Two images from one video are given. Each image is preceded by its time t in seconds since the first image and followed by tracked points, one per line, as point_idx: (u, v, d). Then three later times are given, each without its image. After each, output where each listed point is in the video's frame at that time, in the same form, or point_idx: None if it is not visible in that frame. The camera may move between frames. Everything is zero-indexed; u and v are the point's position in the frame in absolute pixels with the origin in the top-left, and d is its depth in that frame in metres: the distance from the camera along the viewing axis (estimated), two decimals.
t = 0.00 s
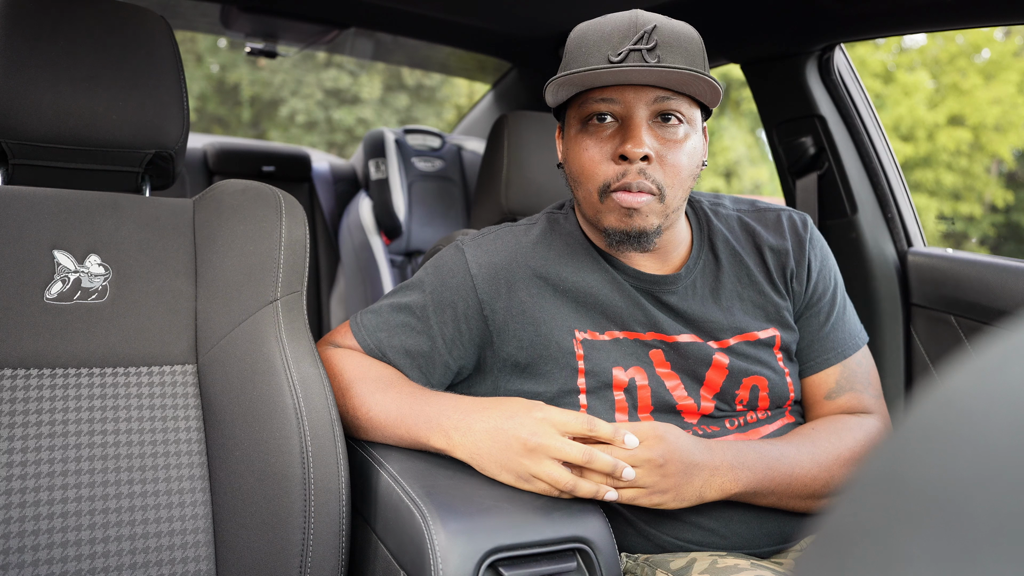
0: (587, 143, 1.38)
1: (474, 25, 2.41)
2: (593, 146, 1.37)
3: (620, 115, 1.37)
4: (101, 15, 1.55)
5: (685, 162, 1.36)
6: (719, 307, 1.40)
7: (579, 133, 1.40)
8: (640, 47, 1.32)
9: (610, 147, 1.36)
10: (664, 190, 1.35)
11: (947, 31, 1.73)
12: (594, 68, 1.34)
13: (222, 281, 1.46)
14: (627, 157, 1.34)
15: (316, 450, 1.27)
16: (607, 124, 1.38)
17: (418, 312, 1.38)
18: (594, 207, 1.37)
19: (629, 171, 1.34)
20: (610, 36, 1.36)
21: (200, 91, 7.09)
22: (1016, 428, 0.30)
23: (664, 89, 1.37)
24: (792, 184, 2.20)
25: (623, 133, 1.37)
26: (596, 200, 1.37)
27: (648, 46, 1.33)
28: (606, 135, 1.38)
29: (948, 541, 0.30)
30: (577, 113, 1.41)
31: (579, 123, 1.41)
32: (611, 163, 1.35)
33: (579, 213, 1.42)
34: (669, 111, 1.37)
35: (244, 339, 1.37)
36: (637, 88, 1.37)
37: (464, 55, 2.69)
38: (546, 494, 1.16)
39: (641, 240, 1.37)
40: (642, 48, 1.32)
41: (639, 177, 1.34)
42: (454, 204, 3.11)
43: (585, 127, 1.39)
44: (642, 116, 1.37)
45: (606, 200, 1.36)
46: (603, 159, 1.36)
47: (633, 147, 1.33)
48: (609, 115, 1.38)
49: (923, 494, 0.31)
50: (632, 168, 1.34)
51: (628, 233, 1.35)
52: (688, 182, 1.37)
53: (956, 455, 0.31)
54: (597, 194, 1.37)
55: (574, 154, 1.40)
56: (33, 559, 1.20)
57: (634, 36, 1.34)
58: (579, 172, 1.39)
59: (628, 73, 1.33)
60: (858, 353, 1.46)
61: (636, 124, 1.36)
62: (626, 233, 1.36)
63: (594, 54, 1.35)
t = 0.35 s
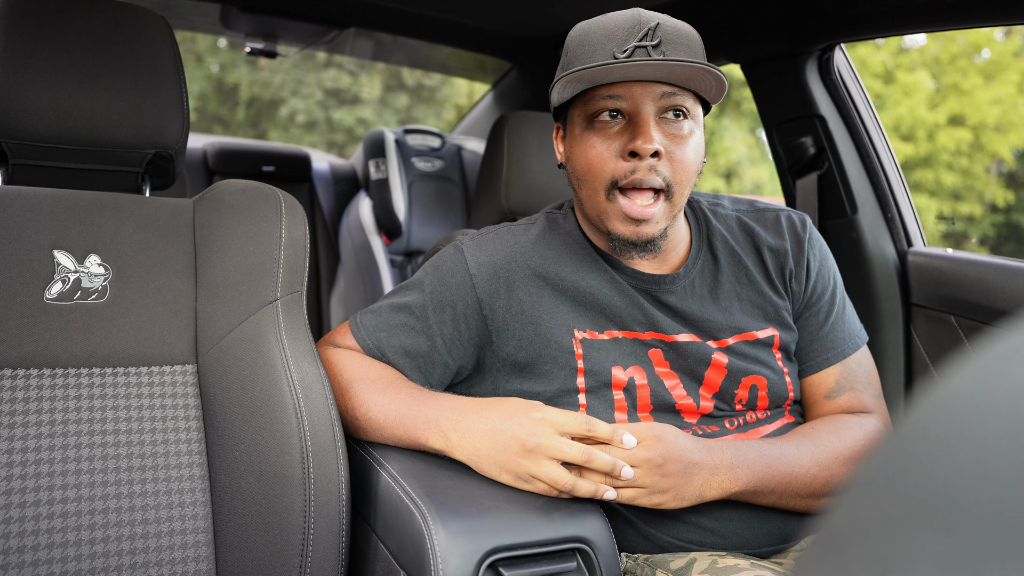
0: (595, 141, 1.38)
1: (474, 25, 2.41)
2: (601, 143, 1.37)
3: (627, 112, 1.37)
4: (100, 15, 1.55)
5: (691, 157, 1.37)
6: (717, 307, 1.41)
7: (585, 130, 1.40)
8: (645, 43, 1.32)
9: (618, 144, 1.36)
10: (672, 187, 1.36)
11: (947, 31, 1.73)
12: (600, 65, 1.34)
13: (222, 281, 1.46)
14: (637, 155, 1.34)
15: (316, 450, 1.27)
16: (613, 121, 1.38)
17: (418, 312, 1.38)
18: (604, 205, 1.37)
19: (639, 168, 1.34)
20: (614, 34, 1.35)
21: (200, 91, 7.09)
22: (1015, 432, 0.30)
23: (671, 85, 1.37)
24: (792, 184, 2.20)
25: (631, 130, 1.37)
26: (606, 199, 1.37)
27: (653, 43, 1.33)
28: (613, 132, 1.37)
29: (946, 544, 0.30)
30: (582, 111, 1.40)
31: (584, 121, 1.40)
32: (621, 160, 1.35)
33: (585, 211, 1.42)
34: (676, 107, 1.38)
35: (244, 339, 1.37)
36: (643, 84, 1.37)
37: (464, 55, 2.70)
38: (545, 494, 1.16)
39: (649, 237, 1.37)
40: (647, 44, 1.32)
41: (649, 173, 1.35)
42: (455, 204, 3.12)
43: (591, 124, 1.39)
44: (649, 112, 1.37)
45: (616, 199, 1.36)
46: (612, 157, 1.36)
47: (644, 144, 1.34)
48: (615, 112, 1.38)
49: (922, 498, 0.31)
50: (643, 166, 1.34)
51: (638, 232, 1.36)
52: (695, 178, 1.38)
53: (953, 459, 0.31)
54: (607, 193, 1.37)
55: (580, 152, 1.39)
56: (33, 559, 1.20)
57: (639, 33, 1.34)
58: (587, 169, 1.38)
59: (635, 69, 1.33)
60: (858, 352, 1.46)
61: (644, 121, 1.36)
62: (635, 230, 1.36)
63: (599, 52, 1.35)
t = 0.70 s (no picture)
0: (612, 138, 1.37)
1: (473, 25, 2.41)
2: (618, 140, 1.37)
3: (644, 109, 1.37)
4: (100, 15, 1.55)
5: (706, 155, 1.38)
6: (721, 305, 1.41)
7: (601, 127, 1.39)
8: (661, 41, 1.34)
9: (637, 140, 1.36)
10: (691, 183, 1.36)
11: (948, 31, 1.73)
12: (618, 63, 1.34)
13: (222, 282, 1.46)
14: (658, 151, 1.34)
15: (316, 450, 1.27)
16: (630, 118, 1.37)
17: (418, 314, 1.37)
18: (622, 202, 1.36)
19: (660, 164, 1.33)
20: (628, 33, 1.36)
21: (200, 90, 7.09)
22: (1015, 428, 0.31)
23: (686, 81, 1.39)
24: (792, 184, 2.20)
25: (649, 127, 1.36)
26: (626, 195, 1.36)
27: (667, 40, 1.35)
28: (631, 129, 1.37)
29: (949, 545, 0.30)
30: (597, 109, 1.39)
31: (600, 118, 1.39)
32: (640, 156, 1.34)
33: (599, 209, 1.40)
34: (690, 105, 1.39)
35: (244, 339, 1.37)
36: (659, 81, 1.37)
37: (464, 55, 2.69)
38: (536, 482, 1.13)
39: (668, 234, 1.37)
40: (663, 42, 1.34)
41: (670, 169, 1.34)
42: (455, 204, 3.12)
43: (607, 121, 1.38)
44: (664, 109, 1.37)
45: (636, 194, 1.35)
46: (632, 153, 1.35)
47: (664, 140, 1.33)
48: (631, 109, 1.37)
49: (923, 498, 0.31)
50: (664, 162, 1.33)
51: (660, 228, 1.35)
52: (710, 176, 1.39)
53: (958, 457, 0.31)
54: (627, 189, 1.36)
55: (597, 150, 1.39)
56: (33, 559, 1.20)
57: (654, 32, 1.35)
58: (605, 166, 1.38)
59: (653, 66, 1.34)
60: (861, 352, 1.46)
61: (662, 118, 1.36)
62: (655, 226, 1.35)
63: (615, 50, 1.35)
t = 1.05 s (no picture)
0: (614, 138, 1.39)
1: (474, 25, 2.41)
2: (622, 140, 1.38)
3: (646, 109, 1.38)
4: (100, 16, 1.55)
5: (706, 154, 1.40)
6: (722, 305, 1.41)
7: (603, 127, 1.40)
8: (662, 40, 1.34)
9: (640, 139, 1.37)
10: (693, 182, 1.38)
11: (948, 31, 1.73)
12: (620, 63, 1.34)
13: (222, 282, 1.46)
14: (660, 151, 1.36)
15: (316, 450, 1.27)
16: (632, 118, 1.38)
17: (418, 315, 1.37)
18: (626, 201, 1.37)
19: (663, 164, 1.35)
20: (628, 32, 1.35)
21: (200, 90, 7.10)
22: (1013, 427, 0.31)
23: (686, 80, 1.40)
24: (792, 184, 2.20)
25: (651, 126, 1.38)
26: (626, 193, 1.38)
27: (668, 39, 1.34)
28: (633, 129, 1.38)
29: (949, 543, 0.30)
30: (599, 109, 1.40)
31: (601, 117, 1.40)
32: (643, 156, 1.36)
33: (598, 208, 1.42)
34: (690, 103, 1.41)
35: (244, 339, 1.37)
36: (659, 81, 1.38)
37: (464, 55, 2.70)
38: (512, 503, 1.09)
39: (671, 233, 1.38)
40: (664, 41, 1.34)
41: (673, 169, 1.36)
42: (455, 204, 3.12)
43: (609, 121, 1.39)
44: (667, 109, 1.39)
45: (636, 193, 1.37)
46: (634, 152, 1.37)
47: (668, 140, 1.35)
48: (633, 109, 1.38)
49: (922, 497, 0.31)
50: (665, 161, 1.36)
51: (659, 227, 1.36)
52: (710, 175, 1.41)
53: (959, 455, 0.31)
54: (627, 188, 1.38)
55: (600, 150, 1.40)
56: (33, 559, 1.20)
57: (654, 32, 1.35)
58: (608, 166, 1.39)
59: (654, 64, 1.34)
60: (860, 356, 1.48)
61: (664, 118, 1.38)
62: (658, 225, 1.36)
63: (616, 50, 1.35)
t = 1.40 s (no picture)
0: (668, 121, 1.36)
1: (474, 25, 2.41)
2: (675, 124, 1.36)
3: (704, 97, 1.37)
4: (100, 16, 1.55)
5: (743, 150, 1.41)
6: (727, 299, 1.41)
7: (658, 109, 1.38)
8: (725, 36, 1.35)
9: (697, 125, 1.36)
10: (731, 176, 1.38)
11: (947, 31, 1.73)
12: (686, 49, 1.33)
13: (222, 281, 1.46)
14: (715, 138, 1.34)
15: (317, 450, 1.27)
16: (689, 104, 1.37)
17: (426, 307, 1.38)
18: (664, 187, 1.36)
19: (714, 154, 1.34)
20: (694, 23, 1.36)
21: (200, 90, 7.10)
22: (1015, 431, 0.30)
23: (738, 79, 1.41)
24: (792, 184, 2.20)
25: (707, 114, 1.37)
26: (673, 174, 1.36)
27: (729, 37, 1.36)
28: (689, 114, 1.37)
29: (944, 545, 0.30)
30: (660, 90, 1.38)
31: (659, 98, 1.38)
32: (696, 142, 1.35)
33: (638, 186, 1.39)
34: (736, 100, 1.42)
35: (244, 339, 1.37)
36: (719, 74, 1.38)
37: (464, 55, 2.69)
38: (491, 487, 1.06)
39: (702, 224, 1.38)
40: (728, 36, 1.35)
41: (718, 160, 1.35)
42: (455, 204, 3.12)
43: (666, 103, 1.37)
44: (722, 102, 1.38)
45: (684, 174, 1.35)
46: (688, 136, 1.35)
47: (724, 129, 1.35)
48: (690, 96, 1.37)
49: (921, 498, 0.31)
50: (719, 149, 1.35)
51: (699, 211, 1.35)
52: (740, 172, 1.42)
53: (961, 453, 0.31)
54: (676, 168, 1.35)
55: (650, 132, 1.37)
56: (33, 559, 1.20)
57: (719, 27, 1.36)
58: (656, 149, 1.37)
59: (721, 56, 1.35)
60: (858, 361, 1.45)
61: (720, 109, 1.37)
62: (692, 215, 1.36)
63: (683, 37, 1.35)
